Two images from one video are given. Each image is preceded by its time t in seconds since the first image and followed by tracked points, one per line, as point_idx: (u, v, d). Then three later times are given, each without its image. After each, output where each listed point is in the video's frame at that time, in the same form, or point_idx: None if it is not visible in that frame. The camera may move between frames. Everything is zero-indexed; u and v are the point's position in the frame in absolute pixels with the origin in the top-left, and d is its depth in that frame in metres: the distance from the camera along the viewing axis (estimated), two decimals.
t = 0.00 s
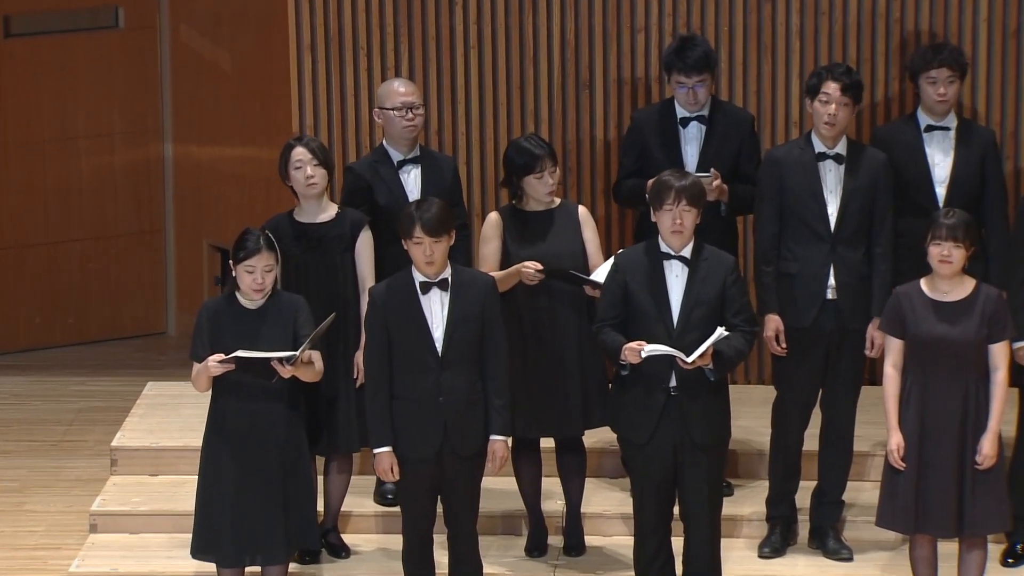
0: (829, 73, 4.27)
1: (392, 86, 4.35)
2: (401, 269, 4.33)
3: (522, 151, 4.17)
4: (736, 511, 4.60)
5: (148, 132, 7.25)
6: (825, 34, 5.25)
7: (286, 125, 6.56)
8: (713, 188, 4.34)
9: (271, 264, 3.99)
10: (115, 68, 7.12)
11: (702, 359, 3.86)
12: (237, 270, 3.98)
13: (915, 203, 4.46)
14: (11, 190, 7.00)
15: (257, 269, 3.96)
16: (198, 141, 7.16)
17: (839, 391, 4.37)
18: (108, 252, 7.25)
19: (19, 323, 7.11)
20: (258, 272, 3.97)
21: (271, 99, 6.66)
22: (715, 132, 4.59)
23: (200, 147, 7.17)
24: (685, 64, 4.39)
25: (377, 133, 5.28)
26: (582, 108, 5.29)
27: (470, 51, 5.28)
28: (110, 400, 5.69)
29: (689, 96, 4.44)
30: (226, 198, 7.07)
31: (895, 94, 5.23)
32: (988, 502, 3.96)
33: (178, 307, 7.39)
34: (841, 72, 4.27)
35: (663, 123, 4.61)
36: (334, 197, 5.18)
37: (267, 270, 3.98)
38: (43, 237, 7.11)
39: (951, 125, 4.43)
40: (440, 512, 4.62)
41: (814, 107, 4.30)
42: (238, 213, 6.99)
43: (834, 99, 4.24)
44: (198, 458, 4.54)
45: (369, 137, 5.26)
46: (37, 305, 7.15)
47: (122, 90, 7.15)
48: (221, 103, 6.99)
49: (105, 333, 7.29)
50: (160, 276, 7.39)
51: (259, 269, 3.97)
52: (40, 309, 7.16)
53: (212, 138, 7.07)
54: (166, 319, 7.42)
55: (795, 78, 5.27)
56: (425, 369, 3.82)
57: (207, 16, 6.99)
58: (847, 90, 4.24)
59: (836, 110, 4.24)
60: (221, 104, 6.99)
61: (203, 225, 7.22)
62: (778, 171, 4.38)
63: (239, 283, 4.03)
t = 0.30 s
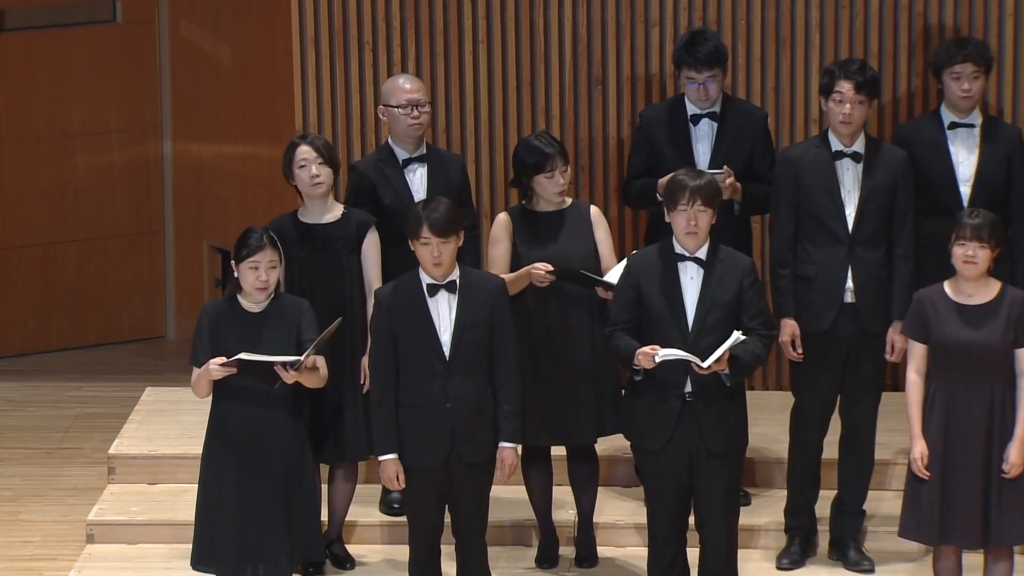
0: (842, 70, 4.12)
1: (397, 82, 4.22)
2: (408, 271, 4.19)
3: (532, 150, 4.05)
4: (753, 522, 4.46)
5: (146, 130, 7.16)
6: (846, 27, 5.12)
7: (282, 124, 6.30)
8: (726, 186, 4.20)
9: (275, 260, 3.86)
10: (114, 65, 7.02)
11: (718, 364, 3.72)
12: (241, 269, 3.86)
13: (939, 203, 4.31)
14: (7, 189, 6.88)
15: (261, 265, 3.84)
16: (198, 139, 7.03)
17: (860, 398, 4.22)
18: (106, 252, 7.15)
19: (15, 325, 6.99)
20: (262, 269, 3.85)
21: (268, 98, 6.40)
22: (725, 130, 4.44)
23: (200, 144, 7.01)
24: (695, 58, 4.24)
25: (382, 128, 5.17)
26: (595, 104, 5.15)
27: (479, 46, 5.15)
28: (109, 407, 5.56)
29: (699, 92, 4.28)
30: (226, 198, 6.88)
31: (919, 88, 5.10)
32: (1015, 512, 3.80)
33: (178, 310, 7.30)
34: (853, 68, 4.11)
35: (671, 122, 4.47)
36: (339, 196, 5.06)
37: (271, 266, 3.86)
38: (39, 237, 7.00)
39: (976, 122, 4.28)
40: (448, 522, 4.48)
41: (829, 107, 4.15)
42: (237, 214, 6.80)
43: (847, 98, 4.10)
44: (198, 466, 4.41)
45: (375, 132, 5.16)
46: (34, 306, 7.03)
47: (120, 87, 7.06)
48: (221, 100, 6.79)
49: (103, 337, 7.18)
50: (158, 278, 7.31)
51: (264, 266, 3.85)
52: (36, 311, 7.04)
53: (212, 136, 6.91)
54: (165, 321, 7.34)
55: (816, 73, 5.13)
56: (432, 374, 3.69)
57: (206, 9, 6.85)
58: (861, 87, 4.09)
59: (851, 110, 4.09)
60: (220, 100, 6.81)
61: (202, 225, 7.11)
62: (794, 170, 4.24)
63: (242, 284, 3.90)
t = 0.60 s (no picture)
0: (858, 67, 3.99)
1: (404, 78, 4.10)
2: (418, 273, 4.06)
3: (543, 145, 3.93)
4: (772, 532, 4.32)
5: (146, 127, 7.05)
6: (868, 21, 4.99)
7: (288, 121, 6.22)
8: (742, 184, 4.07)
9: (277, 261, 3.74)
10: (113, 61, 6.91)
11: (735, 368, 3.59)
12: (242, 269, 3.73)
13: (964, 201, 4.17)
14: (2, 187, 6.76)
15: (262, 266, 3.71)
16: (199, 137, 6.90)
17: (882, 404, 4.08)
18: (105, 253, 7.02)
19: (10, 328, 6.86)
20: (263, 269, 3.72)
21: (272, 95, 6.32)
22: (734, 126, 4.28)
23: (201, 143, 6.89)
24: (704, 48, 4.11)
25: (387, 125, 5.03)
26: (609, 101, 5.03)
27: (489, 41, 5.02)
28: (107, 413, 5.44)
29: (709, 84, 4.14)
30: (228, 197, 6.78)
31: (943, 83, 4.98)
32: None
33: (177, 313, 7.17)
34: (870, 64, 3.98)
35: (680, 120, 4.31)
36: (345, 195, 4.93)
37: (273, 267, 3.73)
38: (35, 238, 6.87)
39: (1002, 119, 4.16)
40: (457, 532, 4.35)
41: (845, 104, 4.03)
42: (239, 213, 6.70)
43: (864, 95, 3.97)
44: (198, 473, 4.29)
45: (380, 129, 5.01)
46: (29, 308, 6.91)
47: (120, 84, 6.95)
48: (222, 97, 6.68)
49: (102, 340, 7.06)
50: (158, 279, 7.18)
51: (265, 267, 3.72)
52: (32, 313, 6.91)
53: (213, 134, 6.80)
54: (165, 325, 7.21)
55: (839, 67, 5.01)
56: (441, 378, 3.56)
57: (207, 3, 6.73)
58: (878, 84, 3.96)
59: (868, 107, 3.96)
60: (221, 97, 6.70)
61: (202, 225, 6.99)
62: (809, 168, 4.10)
63: (243, 284, 3.77)
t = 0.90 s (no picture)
0: (875, 62, 3.86)
1: (414, 75, 3.98)
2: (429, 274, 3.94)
3: (552, 143, 3.80)
4: (791, 543, 4.18)
5: (146, 126, 6.95)
6: (890, 15, 4.88)
7: (289, 121, 6.09)
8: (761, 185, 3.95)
9: (279, 267, 3.61)
10: (112, 59, 6.80)
11: (752, 375, 3.45)
12: (242, 274, 3.61)
13: (990, 200, 4.04)
14: None
15: (263, 272, 3.59)
16: (200, 136, 6.80)
17: (904, 410, 3.95)
18: (104, 254, 6.92)
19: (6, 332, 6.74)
20: (264, 276, 3.60)
21: (273, 95, 6.20)
22: (750, 123, 4.15)
23: (203, 142, 6.79)
24: (719, 37, 4.00)
25: (394, 122, 4.93)
26: (623, 97, 4.91)
27: (500, 36, 4.90)
28: (107, 420, 5.31)
29: (723, 73, 4.02)
30: (229, 198, 6.67)
31: (968, 78, 4.87)
32: None
33: (178, 317, 7.08)
34: (887, 60, 3.85)
35: (695, 118, 4.17)
36: (351, 195, 4.82)
37: (275, 273, 3.61)
38: (32, 240, 6.76)
39: None
40: (467, 543, 4.22)
41: (862, 102, 3.89)
42: (241, 215, 6.59)
43: (882, 93, 3.83)
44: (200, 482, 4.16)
45: (388, 127, 4.92)
46: (25, 312, 6.78)
47: (119, 82, 6.84)
48: (223, 95, 6.58)
49: (101, 344, 6.96)
50: (158, 282, 7.09)
51: (266, 273, 3.60)
52: (28, 317, 6.79)
53: (215, 135, 6.69)
54: (165, 329, 7.12)
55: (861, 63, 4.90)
56: (452, 383, 3.44)
57: None
58: (896, 81, 3.83)
59: (887, 105, 3.82)
60: (222, 96, 6.59)
61: (202, 227, 6.90)
62: (824, 167, 3.97)
63: (244, 288, 3.65)
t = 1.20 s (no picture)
0: (890, 59, 3.71)
1: (424, 73, 3.86)
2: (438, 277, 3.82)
3: (559, 143, 3.68)
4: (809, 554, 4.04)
5: (143, 123, 6.83)
6: (914, 10, 4.76)
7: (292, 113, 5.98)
8: (781, 188, 3.84)
9: (281, 275, 3.49)
10: (108, 55, 6.68)
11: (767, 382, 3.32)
12: (243, 280, 3.49)
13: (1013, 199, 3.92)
14: None
15: (264, 279, 3.47)
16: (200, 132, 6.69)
17: (925, 417, 3.82)
18: (100, 257, 6.80)
19: None
20: (265, 283, 3.47)
21: (275, 88, 6.09)
22: (771, 121, 4.04)
23: (202, 138, 6.68)
24: (737, 30, 3.87)
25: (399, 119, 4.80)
26: (636, 94, 4.79)
27: (510, 31, 4.78)
28: (103, 428, 5.19)
29: (742, 69, 3.88)
30: (230, 195, 6.56)
31: (994, 75, 4.75)
32: None
33: (176, 320, 6.99)
34: (902, 57, 3.70)
35: (714, 117, 4.06)
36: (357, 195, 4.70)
37: (276, 280, 3.48)
38: (27, 241, 6.63)
39: None
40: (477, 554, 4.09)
41: (876, 100, 3.74)
42: (242, 212, 6.48)
43: (897, 91, 3.68)
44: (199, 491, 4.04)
45: (393, 123, 4.79)
46: (20, 314, 6.66)
47: (115, 78, 6.72)
48: (222, 89, 6.47)
49: (98, 350, 6.84)
50: (156, 284, 6.99)
51: (268, 280, 3.47)
52: (22, 319, 6.66)
53: (216, 130, 6.58)
54: (163, 334, 7.03)
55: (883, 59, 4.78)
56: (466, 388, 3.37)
57: None
58: (912, 79, 3.68)
59: (903, 103, 3.67)
60: (223, 91, 6.48)
61: (204, 227, 6.80)
62: (837, 166, 3.84)
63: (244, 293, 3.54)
